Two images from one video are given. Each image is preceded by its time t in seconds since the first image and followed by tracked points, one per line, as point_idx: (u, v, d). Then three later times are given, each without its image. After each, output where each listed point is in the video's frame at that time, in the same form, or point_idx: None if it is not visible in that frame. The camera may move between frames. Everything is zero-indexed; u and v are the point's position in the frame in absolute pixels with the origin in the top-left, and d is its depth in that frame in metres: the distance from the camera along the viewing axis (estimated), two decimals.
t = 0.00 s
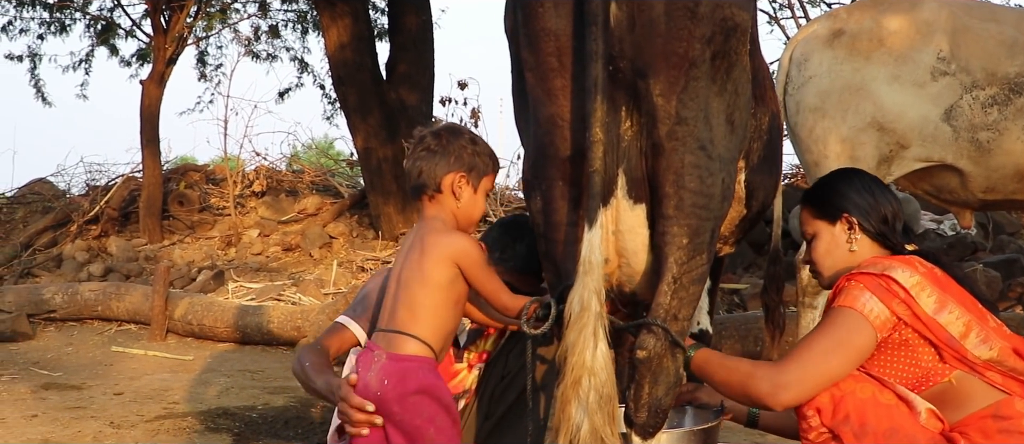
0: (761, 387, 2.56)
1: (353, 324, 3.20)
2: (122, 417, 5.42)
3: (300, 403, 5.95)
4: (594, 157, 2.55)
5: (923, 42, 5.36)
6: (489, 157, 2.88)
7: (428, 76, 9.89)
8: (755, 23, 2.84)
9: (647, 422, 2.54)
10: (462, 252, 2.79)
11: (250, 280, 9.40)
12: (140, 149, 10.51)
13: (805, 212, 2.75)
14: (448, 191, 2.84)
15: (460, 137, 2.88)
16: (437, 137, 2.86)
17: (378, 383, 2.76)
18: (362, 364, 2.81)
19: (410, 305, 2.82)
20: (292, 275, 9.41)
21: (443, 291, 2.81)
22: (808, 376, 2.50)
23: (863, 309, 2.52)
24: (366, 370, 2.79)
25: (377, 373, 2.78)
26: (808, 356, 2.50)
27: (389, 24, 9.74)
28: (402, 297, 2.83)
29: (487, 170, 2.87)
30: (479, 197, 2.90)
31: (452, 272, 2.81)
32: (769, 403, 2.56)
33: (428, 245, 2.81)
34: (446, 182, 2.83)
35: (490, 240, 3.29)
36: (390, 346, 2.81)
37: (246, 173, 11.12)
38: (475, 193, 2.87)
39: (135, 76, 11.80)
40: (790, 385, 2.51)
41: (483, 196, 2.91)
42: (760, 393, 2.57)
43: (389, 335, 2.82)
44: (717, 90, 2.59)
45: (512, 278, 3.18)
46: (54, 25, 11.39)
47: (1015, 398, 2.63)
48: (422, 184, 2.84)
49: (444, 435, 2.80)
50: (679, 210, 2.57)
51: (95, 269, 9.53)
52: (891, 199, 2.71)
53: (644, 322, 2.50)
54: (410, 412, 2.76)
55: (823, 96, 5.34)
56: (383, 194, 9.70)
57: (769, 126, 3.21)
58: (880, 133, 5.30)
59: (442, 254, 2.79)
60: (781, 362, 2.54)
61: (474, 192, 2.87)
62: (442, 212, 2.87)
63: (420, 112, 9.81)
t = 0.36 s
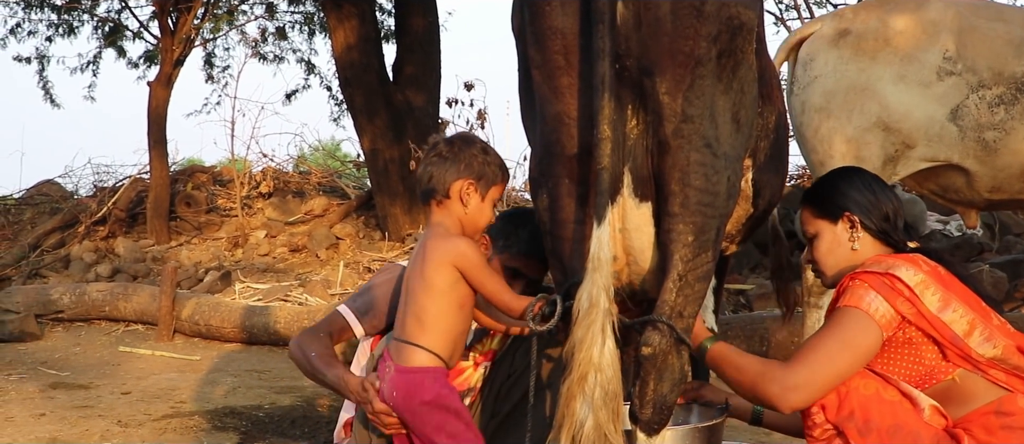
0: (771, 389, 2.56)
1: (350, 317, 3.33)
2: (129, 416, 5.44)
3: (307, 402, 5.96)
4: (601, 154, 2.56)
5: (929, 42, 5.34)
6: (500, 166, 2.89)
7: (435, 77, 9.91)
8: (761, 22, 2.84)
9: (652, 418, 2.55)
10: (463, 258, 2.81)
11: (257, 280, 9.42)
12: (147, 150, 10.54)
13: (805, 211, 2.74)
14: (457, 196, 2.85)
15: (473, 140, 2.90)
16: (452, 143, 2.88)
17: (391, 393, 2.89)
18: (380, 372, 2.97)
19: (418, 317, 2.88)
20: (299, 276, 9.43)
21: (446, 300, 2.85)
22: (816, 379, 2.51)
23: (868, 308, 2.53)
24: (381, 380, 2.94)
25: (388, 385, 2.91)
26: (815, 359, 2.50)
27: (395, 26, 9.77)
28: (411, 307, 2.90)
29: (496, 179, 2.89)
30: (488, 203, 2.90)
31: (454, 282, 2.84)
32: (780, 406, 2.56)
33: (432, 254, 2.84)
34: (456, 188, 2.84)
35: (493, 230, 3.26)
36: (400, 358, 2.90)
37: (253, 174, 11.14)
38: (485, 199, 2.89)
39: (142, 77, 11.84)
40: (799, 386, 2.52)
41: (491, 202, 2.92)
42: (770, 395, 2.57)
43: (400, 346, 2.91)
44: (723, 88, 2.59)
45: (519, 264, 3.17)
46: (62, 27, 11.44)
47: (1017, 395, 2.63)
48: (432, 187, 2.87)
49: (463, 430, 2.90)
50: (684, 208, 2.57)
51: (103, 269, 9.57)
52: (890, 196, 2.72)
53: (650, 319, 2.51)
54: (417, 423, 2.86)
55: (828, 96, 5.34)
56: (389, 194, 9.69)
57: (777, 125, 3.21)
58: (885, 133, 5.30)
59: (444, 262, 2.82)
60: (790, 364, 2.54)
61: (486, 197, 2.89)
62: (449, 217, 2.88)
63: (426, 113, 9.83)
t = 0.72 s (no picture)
0: (768, 376, 2.57)
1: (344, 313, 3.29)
2: (134, 414, 5.47)
3: (311, 402, 5.99)
4: (604, 153, 2.57)
5: (932, 42, 5.33)
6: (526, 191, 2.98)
7: (440, 79, 9.95)
8: (763, 21, 2.84)
9: (651, 415, 2.56)
10: (478, 270, 2.88)
11: (262, 281, 9.45)
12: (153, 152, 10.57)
13: (816, 206, 2.74)
14: (482, 211, 2.93)
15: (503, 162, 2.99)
16: (489, 162, 2.97)
17: (404, 396, 2.92)
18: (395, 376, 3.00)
19: (432, 320, 2.93)
20: (304, 277, 9.46)
21: (458, 309, 2.91)
22: (816, 368, 2.52)
23: (874, 302, 2.53)
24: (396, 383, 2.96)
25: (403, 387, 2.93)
26: (818, 348, 2.52)
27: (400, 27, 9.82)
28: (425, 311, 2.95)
29: (521, 203, 2.98)
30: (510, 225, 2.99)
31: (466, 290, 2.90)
32: (777, 393, 2.57)
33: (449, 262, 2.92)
34: (483, 202, 2.92)
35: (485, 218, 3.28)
36: (414, 361, 2.93)
37: (259, 175, 11.16)
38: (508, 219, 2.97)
39: (149, 80, 11.90)
40: (798, 374, 2.53)
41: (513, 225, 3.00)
42: (766, 383, 2.58)
43: (413, 350, 2.94)
44: (724, 87, 2.59)
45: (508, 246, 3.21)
46: (68, 29, 11.48)
47: (1021, 393, 2.62)
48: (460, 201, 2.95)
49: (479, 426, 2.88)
50: (685, 206, 2.58)
51: (108, 271, 9.59)
52: (902, 195, 2.72)
53: (649, 316, 2.51)
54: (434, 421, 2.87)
55: (831, 96, 5.33)
56: (394, 196, 9.69)
57: (779, 124, 3.22)
58: (888, 134, 5.29)
59: (460, 268, 2.89)
60: (790, 352, 2.55)
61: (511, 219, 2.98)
62: (470, 229, 2.96)
63: (431, 115, 9.86)
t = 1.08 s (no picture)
0: (765, 386, 2.56)
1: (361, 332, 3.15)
2: (135, 414, 5.49)
3: (311, 401, 6.01)
4: (597, 152, 2.59)
5: (930, 43, 5.33)
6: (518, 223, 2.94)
7: (442, 80, 9.98)
8: (756, 20, 2.85)
9: (645, 412, 2.57)
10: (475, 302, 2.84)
11: (264, 282, 9.48)
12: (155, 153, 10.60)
13: (801, 208, 2.76)
14: (472, 250, 2.91)
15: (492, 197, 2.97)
16: (474, 203, 2.94)
17: (391, 422, 2.93)
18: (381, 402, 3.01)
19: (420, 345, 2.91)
20: (306, 278, 9.48)
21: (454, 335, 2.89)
22: (813, 375, 2.52)
23: (862, 305, 2.54)
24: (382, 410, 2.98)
25: (389, 413, 2.95)
26: (812, 355, 2.52)
27: (402, 29, 9.85)
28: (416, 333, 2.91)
29: (512, 230, 2.93)
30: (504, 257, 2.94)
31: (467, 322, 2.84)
32: (773, 402, 2.57)
33: (449, 294, 2.86)
34: (470, 238, 2.90)
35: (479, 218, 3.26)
36: (398, 387, 2.94)
37: (261, 176, 11.19)
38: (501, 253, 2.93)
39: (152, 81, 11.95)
40: (794, 382, 2.52)
41: (507, 255, 2.95)
42: (762, 392, 2.58)
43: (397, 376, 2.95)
44: (717, 86, 2.61)
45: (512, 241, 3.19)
46: (72, 30, 11.52)
47: (1008, 389, 2.63)
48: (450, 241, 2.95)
49: (469, 437, 2.95)
50: (678, 205, 2.59)
51: (111, 271, 9.61)
52: (885, 194, 2.73)
53: (642, 315, 2.54)
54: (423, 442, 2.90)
55: (829, 98, 5.35)
56: (396, 196, 9.70)
57: (772, 123, 3.23)
58: (886, 135, 5.30)
59: (461, 301, 2.84)
60: (783, 361, 2.55)
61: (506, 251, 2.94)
62: (463, 266, 2.92)
63: (433, 116, 9.88)
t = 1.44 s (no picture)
0: (757, 376, 2.57)
1: (352, 308, 3.17)
2: (135, 413, 5.50)
3: (311, 401, 6.03)
4: (592, 150, 2.61)
5: (928, 45, 5.34)
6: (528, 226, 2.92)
7: (443, 81, 10.01)
8: (750, 20, 2.87)
9: (640, 409, 2.60)
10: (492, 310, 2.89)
11: (264, 282, 9.50)
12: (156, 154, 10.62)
13: (797, 205, 2.77)
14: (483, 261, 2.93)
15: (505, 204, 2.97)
16: (479, 214, 2.96)
17: (420, 433, 3.04)
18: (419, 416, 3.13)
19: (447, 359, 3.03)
20: (306, 278, 9.51)
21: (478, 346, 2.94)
22: (805, 366, 2.53)
23: (855, 300, 2.56)
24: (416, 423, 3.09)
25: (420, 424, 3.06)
26: (805, 348, 2.54)
27: (403, 30, 9.88)
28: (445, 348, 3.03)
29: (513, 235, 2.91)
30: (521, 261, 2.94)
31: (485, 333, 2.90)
32: (765, 395, 2.57)
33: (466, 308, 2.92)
34: (479, 249, 2.93)
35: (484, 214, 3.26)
36: (428, 400, 3.05)
37: (262, 177, 11.22)
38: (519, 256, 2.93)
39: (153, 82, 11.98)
40: (787, 373, 2.53)
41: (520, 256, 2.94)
42: (755, 384, 2.58)
43: (429, 390, 3.07)
44: (711, 86, 2.63)
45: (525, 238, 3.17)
46: (73, 31, 11.55)
47: (1002, 387, 2.65)
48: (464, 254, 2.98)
49: None
50: (673, 203, 2.60)
51: (111, 272, 9.63)
52: (881, 191, 2.74)
53: (638, 312, 2.56)
54: None
55: (827, 101, 5.34)
56: (396, 198, 9.72)
57: (768, 124, 3.24)
58: (884, 137, 5.30)
59: (478, 313, 2.90)
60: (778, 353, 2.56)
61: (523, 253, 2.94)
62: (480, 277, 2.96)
63: (434, 117, 9.90)
